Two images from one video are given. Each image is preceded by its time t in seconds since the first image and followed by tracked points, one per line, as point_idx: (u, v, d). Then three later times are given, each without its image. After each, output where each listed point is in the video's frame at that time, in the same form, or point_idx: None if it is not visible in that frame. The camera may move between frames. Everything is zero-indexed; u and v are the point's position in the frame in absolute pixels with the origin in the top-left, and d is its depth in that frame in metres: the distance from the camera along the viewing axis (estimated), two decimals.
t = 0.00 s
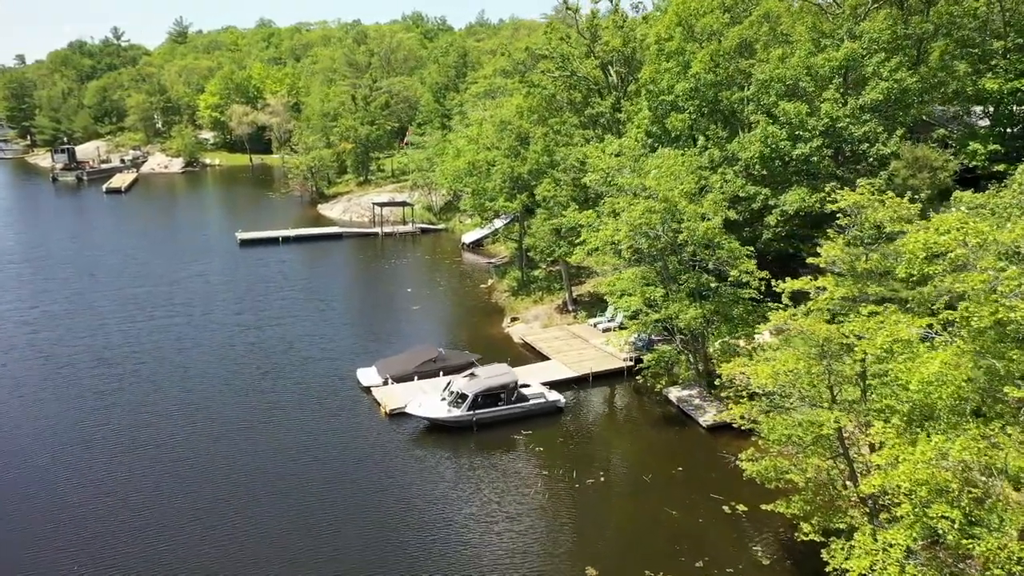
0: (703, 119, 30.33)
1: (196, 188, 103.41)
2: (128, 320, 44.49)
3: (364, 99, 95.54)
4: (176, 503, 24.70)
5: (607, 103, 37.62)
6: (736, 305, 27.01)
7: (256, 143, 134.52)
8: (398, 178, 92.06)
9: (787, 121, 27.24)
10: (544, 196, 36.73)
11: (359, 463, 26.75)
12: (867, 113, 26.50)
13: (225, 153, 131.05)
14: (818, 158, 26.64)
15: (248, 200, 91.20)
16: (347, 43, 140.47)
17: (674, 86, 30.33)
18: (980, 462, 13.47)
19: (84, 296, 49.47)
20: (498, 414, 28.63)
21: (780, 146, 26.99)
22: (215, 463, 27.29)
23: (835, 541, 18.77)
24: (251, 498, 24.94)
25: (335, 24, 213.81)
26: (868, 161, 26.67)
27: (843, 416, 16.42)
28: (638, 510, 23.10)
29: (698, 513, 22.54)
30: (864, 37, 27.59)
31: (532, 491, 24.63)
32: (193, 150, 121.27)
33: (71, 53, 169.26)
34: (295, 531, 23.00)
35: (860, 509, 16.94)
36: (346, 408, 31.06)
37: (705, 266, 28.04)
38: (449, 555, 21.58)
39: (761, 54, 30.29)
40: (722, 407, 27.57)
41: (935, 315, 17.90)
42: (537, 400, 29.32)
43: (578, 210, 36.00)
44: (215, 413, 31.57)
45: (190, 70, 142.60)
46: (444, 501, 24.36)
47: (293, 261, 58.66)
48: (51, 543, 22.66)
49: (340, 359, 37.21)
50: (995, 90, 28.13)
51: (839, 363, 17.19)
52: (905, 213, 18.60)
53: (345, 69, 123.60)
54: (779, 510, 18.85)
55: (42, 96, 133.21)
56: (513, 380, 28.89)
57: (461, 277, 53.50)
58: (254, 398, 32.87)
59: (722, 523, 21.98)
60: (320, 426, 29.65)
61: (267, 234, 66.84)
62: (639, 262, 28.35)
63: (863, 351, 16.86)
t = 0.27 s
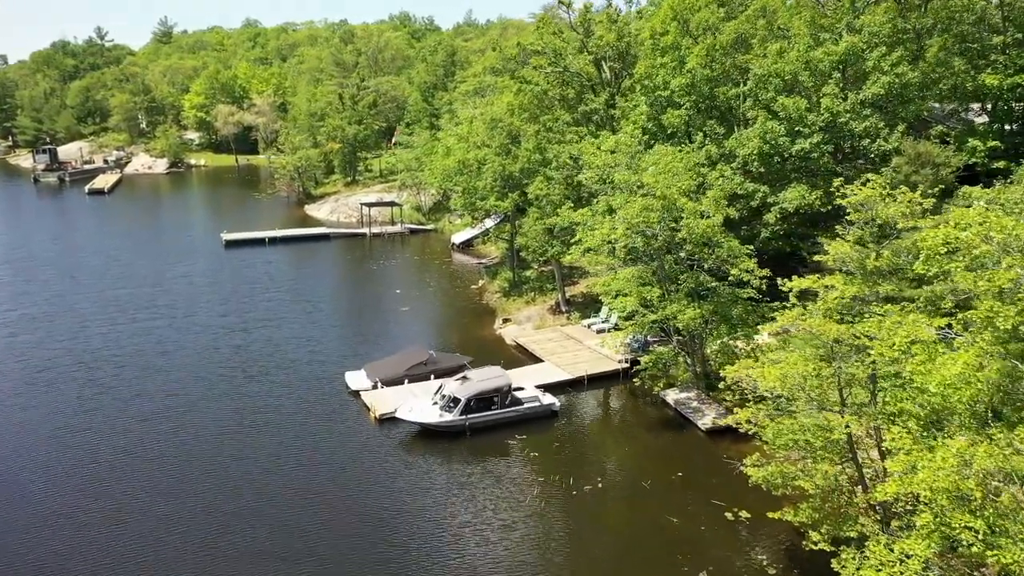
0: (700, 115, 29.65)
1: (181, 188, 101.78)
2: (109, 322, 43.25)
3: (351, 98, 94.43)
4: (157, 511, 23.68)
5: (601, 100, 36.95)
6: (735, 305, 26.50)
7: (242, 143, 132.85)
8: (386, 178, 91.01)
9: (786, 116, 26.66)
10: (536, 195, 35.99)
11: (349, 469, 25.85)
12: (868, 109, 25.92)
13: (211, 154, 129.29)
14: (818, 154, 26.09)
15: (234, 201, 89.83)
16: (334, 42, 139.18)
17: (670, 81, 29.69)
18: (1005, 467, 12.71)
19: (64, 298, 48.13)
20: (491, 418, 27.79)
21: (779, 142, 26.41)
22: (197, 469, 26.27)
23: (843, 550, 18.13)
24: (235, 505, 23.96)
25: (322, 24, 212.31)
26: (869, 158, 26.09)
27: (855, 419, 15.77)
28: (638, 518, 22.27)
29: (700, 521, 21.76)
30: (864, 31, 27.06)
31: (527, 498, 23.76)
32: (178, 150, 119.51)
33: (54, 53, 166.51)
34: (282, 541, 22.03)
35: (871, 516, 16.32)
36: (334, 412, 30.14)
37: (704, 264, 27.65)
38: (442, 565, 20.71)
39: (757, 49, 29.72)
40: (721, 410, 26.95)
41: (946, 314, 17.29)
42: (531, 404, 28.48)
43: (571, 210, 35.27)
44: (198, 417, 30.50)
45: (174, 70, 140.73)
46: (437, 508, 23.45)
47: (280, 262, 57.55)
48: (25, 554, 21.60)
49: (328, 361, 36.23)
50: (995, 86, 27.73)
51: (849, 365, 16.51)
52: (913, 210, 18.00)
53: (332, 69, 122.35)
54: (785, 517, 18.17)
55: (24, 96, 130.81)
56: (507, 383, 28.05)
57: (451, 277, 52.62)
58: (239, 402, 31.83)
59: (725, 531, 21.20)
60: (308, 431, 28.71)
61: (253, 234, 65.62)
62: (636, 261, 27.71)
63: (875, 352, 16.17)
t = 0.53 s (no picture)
0: (696, 113, 29.02)
1: (164, 190, 100.13)
2: (89, 325, 42.00)
3: (338, 98, 93.26)
4: (135, 523, 22.68)
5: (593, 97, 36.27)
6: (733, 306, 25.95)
7: (227, 144, 131.15)
8: (374, 179, 89.95)
9: (784, 113, 26.10)
10: (528, 194, 35.25)
11: (337, 476, 24.96)
12: (868, 105, 25.38)
13: (195, 155, 127.50)
14: (817, 151, 25.54)
15: (219, 202, 88.38)
16: (320, 42, 137.83)
17: (665, 77, 29.06)
18: None
19: (43, 302, 46.78)
20: (484, 424, 26.95)
21: (778, 139, 25.82)
22: (179, 477, 25.30)
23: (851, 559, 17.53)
24: (218, 516, 23.00)
25: (308, 24, 210.60)
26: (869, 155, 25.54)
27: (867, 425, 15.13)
28: (637, 526, 21.55)
29: (702, 529, 21.05)
30: (862, 25, 26.54)
31: (523, 506, 22.94)
32: (162, 151, 117.69)
33: (34, 53, 163.73)
34: (267, 553, 21.11)
35: (882, 525, 15.73)
36: (322, 418, 29.22)
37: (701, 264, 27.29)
38: None
39: (753, 45, 29.15)
40: (720, 413, 26.32)
41: (958, 314, 16.70)
42: (525, 409, 27.68)
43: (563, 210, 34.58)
44: (180, 423, 29.46)
45: (158, 70, 138.75)
46: (429, 517, 22.62)
47: (265, 264, 56.42)
48: None
49: (315, 365, 35.27)
50: (995, 82, 27.31)
51: (860, 368, 15.87)
52: (922, 207, 17.40)
53: (318, 69, 121.02)
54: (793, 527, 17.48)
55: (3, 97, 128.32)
56: (500, 388, 27.22)
57: (441, 279, 51.74)
58: (223, 407, 30.81)
59: (727, 539, 20.51)
60: (295, 437, 27.78)
61: (238, 236, 64.40)
62: (631, 261, 27.06)
63: (887, 355, 15.54)
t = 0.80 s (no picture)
0: (692, 110, 28.45)
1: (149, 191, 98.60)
2: (69, 329, 40.83)
3: (324, 97, 92.18)
4: (115, 535, 21.73)
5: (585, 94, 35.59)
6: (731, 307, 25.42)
7: (213, 145, 129.54)
8: (362, 180, 88.95)
9: (783, 109, 25.57)
10: (520, 193, 34.55)
11: (326, 483, 24.14)
12: (868, 101, 24.90)
13: (180, 156, 125.83)
14: (816, 148, 25.05)
15: (204, 203, 87.04)
16: (307, 42, 136.60)
17: (660, 73, 28.48)
18: None
19: (21, 305, 45.50)
20: (477, 429, 26.13)
21: (777, 135, 25.27)
22: (162, 485, 24.37)
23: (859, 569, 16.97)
24: (201, 526, 22.08)
25: (294, 24, 208.97)
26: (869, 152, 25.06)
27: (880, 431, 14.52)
28: (636, 534, 20.85)
29: (705, 538, 20.36)
30: (861, 21, 26.07)
31: (520, 515, 22.11)
32: (146, 152, 115.99)
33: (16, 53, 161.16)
34: (253, 565, 20.25)
35: (893, 534, 15.17)
36: (310, 422, 28.37)
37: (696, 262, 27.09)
38: None
39: (749, 41, 28.63)
40: (718, 416, 25.71)
41: (968, 314, 16.18)
42: (519, 414, 26.90)
43: (555, 209, 33.91)
44: (162, 430, 28.49)
45: (142, 70, 136.90)
46: (421, 526, 21.80)
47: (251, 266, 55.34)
48: None
49: (302, 369, 34.35)
50: (993, 78, 26.97)
51: (872, 371, 15.24)
52: (932, 203, 16.85)
53: (305, 69, 119.80)
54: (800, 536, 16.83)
55: None
56: (493, 392, 26.39)
57: (431, 281, 50.93)
58: (207, 413, 29.85)
59: (730, 548, 19.83)
60: (282, 443, 26.92)
61: (224, 237, 63.25)
62: (628, 262, 26.47)
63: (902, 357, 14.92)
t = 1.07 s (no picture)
0: (686, 106, 27.94)
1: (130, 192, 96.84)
2: (45, 333, 39.60)
3: (309, 97, 90.99)
4: (92, 547, 20.78)
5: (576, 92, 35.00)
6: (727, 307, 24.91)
7: (195, 146, 127.68)
8: (347, 181, 87.87)
9: (779, 106, 25.09)
10: (509, 192, 33.87)
11: (313, 490, 23.33)
12: (865, 97, 24.47)
13: (162, 157, 123.92)
14: (812, 145, 24.62)
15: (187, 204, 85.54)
16: (290, 42, 135.17)
17: (653, 70, 27.94)
18: None
19: None
20: (468, 434, 25.38)
21: (772, 132, 24.82)
22: (143, 494, 23.46)
23: None
24: (182, 537, 21.18)
25: (278, 24, 207.05)
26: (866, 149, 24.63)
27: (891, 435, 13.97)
28: (634, 542, 20.19)
29: (706, 546, 19.72)
30: (857, 16, 25.67)
31: (514, 523, 21.35)
32: (127, 153, 114.05)
33: None
34: None
35: (903, 542, 14.65)
36: (295, 428, 27.51)
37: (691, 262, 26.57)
38: None
39: (744, 37, 28.15)
40: (714, 419, 25.16)
41: (976, 314, 15.73)
42: (511, 418, 26.18)
43: (546, 208, 33.28)
44: (141, 437, 27.48)
45: (123, 70, 134.77)
46: (412, 535, 21.02)
47: (234, 267, 54.22)
48: None
49: (287, 372, 33.42)
50: (989, 75, 26.68)
51: (881, 373, 14.68)
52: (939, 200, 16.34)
53: (289, 68, 118.40)
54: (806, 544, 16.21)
55: None
56: (484, 396, 25.67)
57: (418, 282, 50.10)
58: (188, 418, 28.87)
59: (731, 556, 19.20)
60: (267, 449, 26.06)
61: (206, 239, 62.03)
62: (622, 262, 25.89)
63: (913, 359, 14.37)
